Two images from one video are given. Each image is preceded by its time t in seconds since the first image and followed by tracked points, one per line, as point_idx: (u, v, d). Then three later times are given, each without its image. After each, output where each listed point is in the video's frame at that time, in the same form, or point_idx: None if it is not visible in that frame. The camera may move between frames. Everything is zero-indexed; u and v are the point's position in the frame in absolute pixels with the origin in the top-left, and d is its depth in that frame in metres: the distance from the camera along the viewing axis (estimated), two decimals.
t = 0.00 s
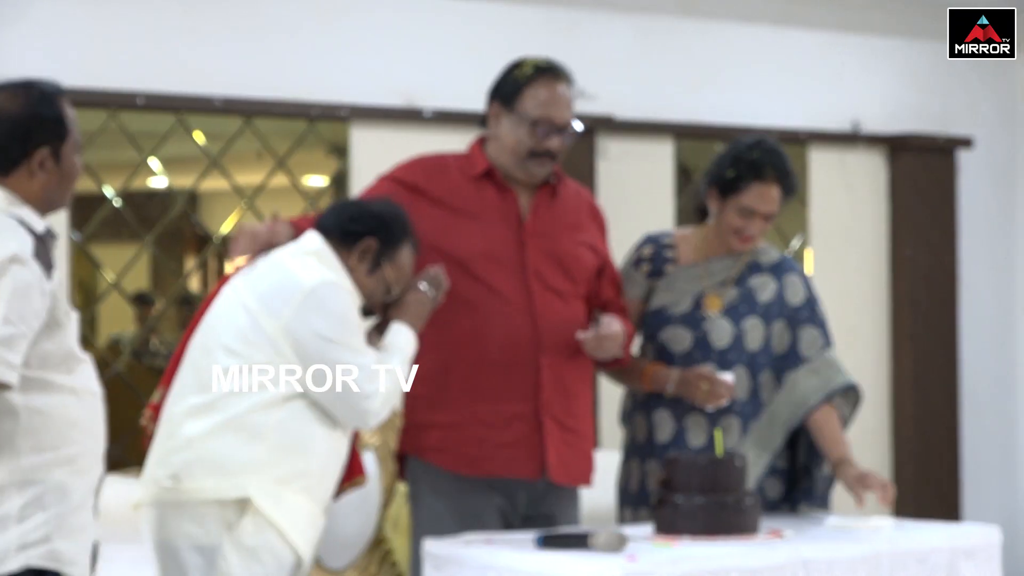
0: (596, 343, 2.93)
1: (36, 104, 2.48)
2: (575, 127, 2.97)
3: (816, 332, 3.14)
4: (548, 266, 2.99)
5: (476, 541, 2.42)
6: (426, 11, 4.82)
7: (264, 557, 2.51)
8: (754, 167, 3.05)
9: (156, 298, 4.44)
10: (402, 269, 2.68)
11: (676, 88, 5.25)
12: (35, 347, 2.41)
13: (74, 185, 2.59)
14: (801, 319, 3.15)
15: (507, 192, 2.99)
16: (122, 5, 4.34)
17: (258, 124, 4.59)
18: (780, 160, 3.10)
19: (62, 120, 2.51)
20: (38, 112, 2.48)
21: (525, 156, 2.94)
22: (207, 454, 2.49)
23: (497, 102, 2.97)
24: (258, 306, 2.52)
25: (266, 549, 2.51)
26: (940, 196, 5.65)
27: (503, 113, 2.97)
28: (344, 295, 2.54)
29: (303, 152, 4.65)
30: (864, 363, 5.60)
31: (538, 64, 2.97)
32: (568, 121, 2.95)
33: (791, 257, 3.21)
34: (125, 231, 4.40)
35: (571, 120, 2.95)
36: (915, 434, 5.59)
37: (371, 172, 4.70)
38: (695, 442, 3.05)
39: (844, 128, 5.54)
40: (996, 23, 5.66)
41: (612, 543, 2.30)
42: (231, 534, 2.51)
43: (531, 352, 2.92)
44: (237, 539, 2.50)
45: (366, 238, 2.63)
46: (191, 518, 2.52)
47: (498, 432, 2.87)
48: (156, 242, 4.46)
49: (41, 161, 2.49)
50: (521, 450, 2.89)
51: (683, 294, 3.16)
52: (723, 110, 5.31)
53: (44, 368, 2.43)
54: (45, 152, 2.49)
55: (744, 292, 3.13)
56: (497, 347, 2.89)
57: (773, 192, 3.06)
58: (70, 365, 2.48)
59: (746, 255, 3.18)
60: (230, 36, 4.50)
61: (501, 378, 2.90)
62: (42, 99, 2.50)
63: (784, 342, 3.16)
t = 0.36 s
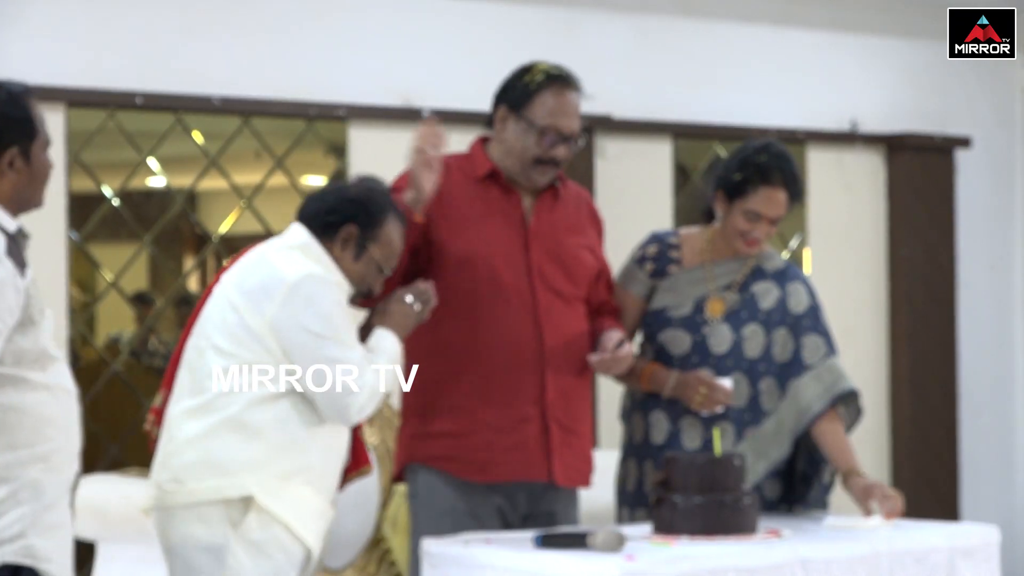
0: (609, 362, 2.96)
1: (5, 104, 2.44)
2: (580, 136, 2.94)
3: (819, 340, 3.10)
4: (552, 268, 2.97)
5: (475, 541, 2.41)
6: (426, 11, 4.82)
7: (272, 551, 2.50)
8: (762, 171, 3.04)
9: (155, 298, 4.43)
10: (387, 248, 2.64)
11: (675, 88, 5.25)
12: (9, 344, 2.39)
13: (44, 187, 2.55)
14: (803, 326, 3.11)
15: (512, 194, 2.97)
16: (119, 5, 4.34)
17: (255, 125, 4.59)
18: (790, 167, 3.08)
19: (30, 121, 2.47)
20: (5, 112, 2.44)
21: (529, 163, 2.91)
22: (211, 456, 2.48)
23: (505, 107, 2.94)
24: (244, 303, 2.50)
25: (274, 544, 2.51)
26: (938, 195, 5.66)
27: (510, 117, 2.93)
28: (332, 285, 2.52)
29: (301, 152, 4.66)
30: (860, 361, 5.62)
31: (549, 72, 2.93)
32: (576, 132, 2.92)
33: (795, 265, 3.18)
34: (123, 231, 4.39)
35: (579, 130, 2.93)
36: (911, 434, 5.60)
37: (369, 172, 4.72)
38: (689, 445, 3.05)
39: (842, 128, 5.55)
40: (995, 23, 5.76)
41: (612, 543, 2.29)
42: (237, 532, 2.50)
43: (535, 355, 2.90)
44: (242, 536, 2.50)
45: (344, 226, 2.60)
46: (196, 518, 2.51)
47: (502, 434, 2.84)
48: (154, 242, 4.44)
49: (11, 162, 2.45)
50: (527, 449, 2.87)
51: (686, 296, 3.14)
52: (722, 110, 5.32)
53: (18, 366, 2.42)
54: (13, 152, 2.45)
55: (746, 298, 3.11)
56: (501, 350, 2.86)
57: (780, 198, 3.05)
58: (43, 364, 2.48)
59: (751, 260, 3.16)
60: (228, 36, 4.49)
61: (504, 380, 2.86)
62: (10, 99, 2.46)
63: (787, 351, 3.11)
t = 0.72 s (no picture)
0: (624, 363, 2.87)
1: None
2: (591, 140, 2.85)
3: (820, 344, 3.05)
4: (565, 273, 2.89)
5: (474, 541, 2.42)
6: (426, 12, 4.82)
7: (300, 551, 2.35)
8: (763, 174, 3.03)
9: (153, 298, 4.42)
10: (349, 204, 2.50)
11: (672, 88, 5.25)
12: None
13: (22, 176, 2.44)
14: (804, 330, 3.06)
15: (528, 197, 2.88)
16: (114, 5, 4.33)
17: (254, 124, 4.57)
18: (792, 170, 3.08)
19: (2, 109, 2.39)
20: None
21: (541, 166, 2.82)
22: (222, 463, 2.33)
23: (518, 109, 2.84)
24: (213, 310, 2.37)
25: (301, 543, 2.35)
26: (935, 196, 5.68)
27: (523, 118, 2.84)
28: (297, 276, 2.36)
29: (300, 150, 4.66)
30: (857, 360, 5.65)
31: (564, 73, 2.84)
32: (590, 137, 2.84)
33: (797, 268, 3.16)
34: (122, 231, 4.38)
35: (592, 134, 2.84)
36: (909, 434, 5.60)
37: (366, 173, 4.73)
38: (686, 446, 3.05)
39: (839, 128, 5.56)
40: (995, 23, 5.77)
41: (610, 542, 2.27)
42: (261, 536, 2.34)
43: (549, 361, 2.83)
44: (267, 539, 2.34)
45: (300, 205, 2.47)
46: (218, 528, 2.34)
47: (518, 437, 2.75)
48: (153, 243, 4.42)
49: None
50: (542, 449, 2.77)
51: (688, 298, 3.15)
52: (722, 110, 5.32)
53: None
54: None
55: (748, 300, 3.11)
56: (517, 357, 2.78)
57: (782, 201, 3.04)
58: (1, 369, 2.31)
59: (754, 262, 3.15)
60: (224, 36, 4.49)
61: (519, 388, 2.77)
62: None
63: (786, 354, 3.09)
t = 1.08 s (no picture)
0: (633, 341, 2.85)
1: None
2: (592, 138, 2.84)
3: (819, 342, 3.04)
4: (569, 273, 2.89)
5: (471, 541, 2.41)
6: (425, 13, 4.83)
7: (306, 546, 2.30)
8: (749, 168, 3.04)
9: (151, 298, 4.42)
10: (331, 189, 2.42)
11: (670, 88, 5.25)
12: None
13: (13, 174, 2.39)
14: (802, 328, 3.06)
15: (533, 197, 2.88)
16: (111, 5, 4.33)
17: (253, 125, 4.57)
18: (780, 165, 3.08)
19: None
20: None
21: (542, 164, 2.82)
22: (228, 456, 2.28)
23: (519, 108, 2.84)
24: (216, 310, 2.30)
25: (306, 538, 2.30)
26: (933, 196, 5.68)
27: (524, 118, 2.83)
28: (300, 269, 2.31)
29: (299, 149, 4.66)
30: (856, 361, 5.65)
31: (563, 72, 2.84)
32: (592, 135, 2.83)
33: (792, 264, 3.17)
34: (121, 231, 4.37)
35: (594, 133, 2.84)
36: (907, 434, 5.61)
37: (364, 173, 4.75)
38: (683, 446, 3.05)
39: (838, 128, 5.56)
40: (995, 23, 5.88)
41: (608, 541, 2.27)
42: (266, 532, 2.29)
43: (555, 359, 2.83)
44: (272, 535, 2.28)
45: (280, 197, 2.39)
46: (223, 526, 2.29)
47: (527, 438, 2.74)
48: (151, 243, 4.42)
49: None
50: (551, 451, 2.77)
51: (683, 296, 3.15)
52: (722, 111, 5.33)
53: None
54: None
55: (744, 298, 3.11)
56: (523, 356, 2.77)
57: (769, 193, 3.04)
58: None
59: (748, 259, 3.16)
60: (221, 36, 4.49)
61: (524, 388, 2.76)
62: None
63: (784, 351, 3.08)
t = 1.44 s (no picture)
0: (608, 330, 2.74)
1: None
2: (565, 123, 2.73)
3: (810, 332, 3.06)
4: (558, 268, 2.81)
5: (470, 541, 2.41)
6: (425, 12, 4.83)
7: (309, 544, 2.31)
8: (714, 151, 3.08)
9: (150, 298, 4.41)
10: (312, 182, 2.42)
11: (670, 88, 5.25)
12: None
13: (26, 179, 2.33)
14: (794, 319, 3.08)
15: (516, 195, 2.81)
16: (111, 5, 4.33)
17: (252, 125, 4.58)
18: (750, 151, 3.08)
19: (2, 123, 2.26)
20: None
21: (513, 155, 2.73)
22: (229, 459, 2.27)
23: (488, 103, 2.77)
24: (205, 313, 2.29)
25: (309, 536, 2.31)
26: (932, 195, 5.69)
27: (494, 111, 2.76)
28: (285, 264, 2.31)
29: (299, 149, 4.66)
30: (856, 362, 5.65)
31: (525, 61, 2.75)
32: (560, 121, 2.72)
33: (782, 254, 3.17)
34: (120, 231, 4.37)
35: (562, 118, 2.72)
36: (906, 434, 5.60)
37: (363, 172, 4.75)
38: (682, 445, 3.04)
39: (837, 128, 5.56)
40: (995, 23, 5.88)
41: (607, 541, 2.27)
42: (268, 532, 2.28)
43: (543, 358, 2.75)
44: (274, 535, 2.28)
45: (266, 193, 2.38)
46: (224, 528, 2.29)
47: (518, 439, 2.69)
48: (151, 243, 4.42)
49: None
50: (543, 450, 2.71)
51: (675, 295, 3.15)
52: (721, 110, 5.33)
53: None
54: None
55: (734, 292, 3.11)
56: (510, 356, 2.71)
57: (732, 176, 3.04)
58: (8, 368, 2.27)
59: (737, 253, 3.16)
60: (221, 36, 4.49)
61: (514, 387, 2.71)
62: None
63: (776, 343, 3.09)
